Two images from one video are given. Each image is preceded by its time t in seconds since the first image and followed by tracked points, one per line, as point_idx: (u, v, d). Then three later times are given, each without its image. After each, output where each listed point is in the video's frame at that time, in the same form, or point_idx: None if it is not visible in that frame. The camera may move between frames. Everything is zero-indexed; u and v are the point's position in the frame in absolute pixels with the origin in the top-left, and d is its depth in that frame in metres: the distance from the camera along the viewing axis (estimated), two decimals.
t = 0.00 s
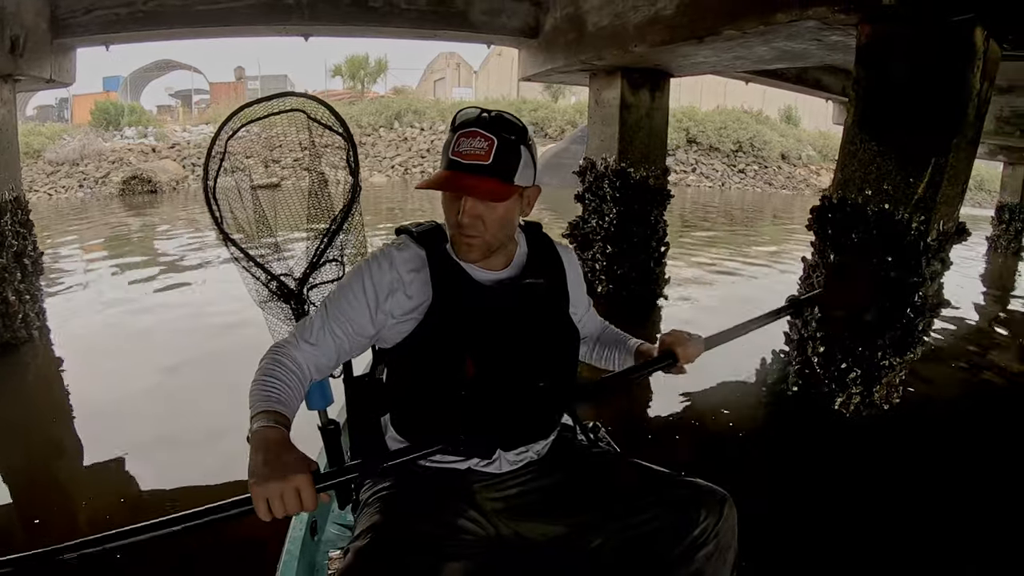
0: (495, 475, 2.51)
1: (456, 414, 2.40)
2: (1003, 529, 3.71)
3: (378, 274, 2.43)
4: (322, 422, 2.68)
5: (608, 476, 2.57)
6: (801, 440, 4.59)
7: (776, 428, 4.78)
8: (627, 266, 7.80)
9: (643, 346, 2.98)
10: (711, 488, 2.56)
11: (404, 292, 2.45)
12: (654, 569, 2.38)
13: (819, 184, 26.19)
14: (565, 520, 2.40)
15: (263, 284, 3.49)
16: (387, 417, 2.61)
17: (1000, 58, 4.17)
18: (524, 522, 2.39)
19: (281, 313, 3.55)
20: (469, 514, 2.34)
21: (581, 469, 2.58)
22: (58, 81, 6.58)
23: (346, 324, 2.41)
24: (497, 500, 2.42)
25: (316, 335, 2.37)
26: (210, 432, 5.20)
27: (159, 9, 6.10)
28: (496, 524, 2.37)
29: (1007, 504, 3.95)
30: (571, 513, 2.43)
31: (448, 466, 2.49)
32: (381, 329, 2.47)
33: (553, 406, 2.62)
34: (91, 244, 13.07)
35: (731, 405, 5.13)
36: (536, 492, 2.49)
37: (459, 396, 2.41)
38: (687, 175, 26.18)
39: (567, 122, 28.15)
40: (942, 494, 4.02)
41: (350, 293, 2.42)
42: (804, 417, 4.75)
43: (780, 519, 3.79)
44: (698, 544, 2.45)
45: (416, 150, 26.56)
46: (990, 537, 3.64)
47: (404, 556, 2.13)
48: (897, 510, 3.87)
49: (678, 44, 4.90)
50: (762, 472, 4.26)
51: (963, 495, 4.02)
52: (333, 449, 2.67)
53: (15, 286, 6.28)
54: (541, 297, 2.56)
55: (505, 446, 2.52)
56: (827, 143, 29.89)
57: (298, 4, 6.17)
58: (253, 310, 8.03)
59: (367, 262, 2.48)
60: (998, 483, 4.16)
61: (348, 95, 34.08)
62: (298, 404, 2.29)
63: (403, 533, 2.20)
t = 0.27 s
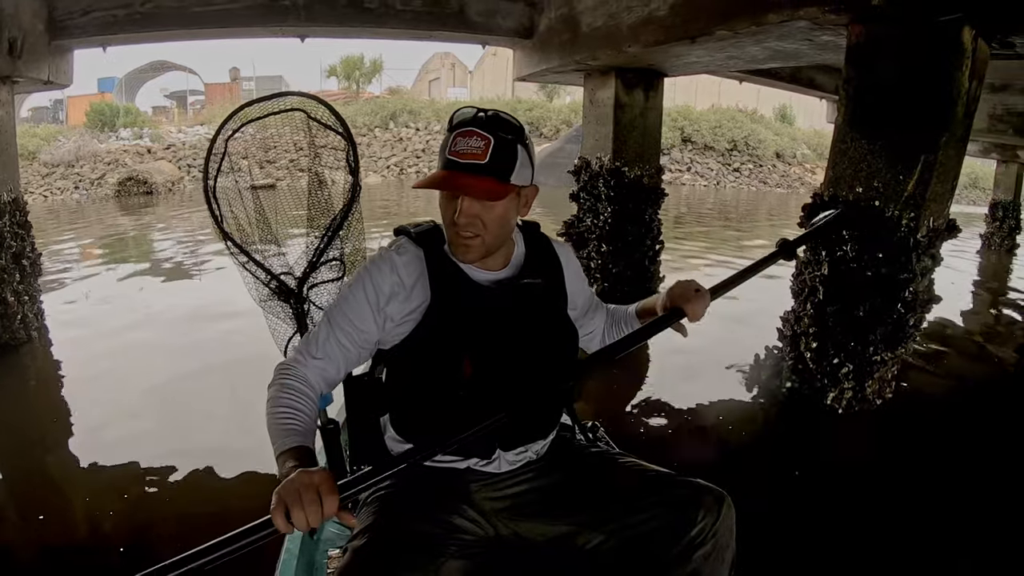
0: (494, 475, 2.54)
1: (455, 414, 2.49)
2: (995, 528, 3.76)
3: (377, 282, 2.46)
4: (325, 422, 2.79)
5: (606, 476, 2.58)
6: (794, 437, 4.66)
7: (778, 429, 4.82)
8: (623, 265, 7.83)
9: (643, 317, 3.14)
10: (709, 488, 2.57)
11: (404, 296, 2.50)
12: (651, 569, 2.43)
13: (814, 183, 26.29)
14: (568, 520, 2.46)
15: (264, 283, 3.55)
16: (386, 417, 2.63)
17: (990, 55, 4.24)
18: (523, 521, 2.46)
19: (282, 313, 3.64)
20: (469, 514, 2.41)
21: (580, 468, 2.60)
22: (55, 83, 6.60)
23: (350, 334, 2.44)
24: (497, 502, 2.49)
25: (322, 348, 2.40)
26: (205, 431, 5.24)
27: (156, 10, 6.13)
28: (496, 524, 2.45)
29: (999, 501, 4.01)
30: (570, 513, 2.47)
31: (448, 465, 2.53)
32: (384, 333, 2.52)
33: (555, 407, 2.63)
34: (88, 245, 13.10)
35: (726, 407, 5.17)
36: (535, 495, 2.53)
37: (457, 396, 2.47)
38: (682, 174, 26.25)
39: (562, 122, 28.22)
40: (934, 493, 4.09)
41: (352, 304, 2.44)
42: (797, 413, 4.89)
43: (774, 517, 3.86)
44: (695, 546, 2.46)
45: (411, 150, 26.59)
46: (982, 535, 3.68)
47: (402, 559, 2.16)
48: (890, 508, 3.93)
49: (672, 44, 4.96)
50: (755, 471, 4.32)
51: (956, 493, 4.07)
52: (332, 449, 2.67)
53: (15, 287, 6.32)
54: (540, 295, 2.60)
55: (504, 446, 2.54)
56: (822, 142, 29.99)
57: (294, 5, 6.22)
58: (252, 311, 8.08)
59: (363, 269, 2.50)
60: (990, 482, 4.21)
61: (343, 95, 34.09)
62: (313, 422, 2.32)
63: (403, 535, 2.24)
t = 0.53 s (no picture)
0: (495, 475, 2.54)
1: (456, 414, 2.46)
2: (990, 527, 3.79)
3: (379, 287, 2.48)
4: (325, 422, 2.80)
5: (606, 477, 2.57)
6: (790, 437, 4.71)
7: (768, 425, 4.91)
8: (619, 263, 7.87)
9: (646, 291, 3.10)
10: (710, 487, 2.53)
11: (406, 298, 2.52)
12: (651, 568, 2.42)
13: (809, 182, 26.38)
14: (569, 520, 2.48)
15: (263, 283, 3.57)
16: (385, 418, 2.62)
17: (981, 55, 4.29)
18: (524, 521, 2.49)
19: (280, 312, 3.66)
20: (468, 514, 2.44)
21: (581, 468, 2.60)
22: (53, 84, 6.62)
23: (355, 339, 2.44)
24: (498, 502, 2.51)
25: (327, 355, 2.40)
26: (203, 432, 5.26)
27: (154, 11, 6.15)
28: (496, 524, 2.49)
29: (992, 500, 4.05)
30: (570, 514, 2.49)
31: (449, 466, 2.54)
32: (388, 337, 2.53)
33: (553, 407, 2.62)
34: (85, 246, 13.11)
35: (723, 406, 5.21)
36: (535, 495, 2.55)
37: (459, 398, 2.45)
38: (677, 174, 26.36)
39: (557, 121, 28.27)
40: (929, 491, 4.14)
41: (356, 309, 2.45)
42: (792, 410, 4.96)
43: (770, 516, 3.91)
44: (696, 545, 2.43)
45: (407, 150, 26.62)
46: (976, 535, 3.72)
47: (404, 554, 2.23)
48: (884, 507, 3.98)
49: (666, 45, 5.00)
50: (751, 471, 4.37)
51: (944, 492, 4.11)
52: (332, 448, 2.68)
53: (14, 288, 6.34)
54: (540, 296, 2.59)
55: (505, 447, 2.54)
56: (816, 141, 30.10)
57: (292, 6, 6.26)
58: (250, 311, 8.09)
59: (363, 274, 2.51)
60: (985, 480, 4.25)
61: (338, 95, 34.09)
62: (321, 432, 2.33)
63: (402, 535, 2.29)
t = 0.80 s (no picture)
0: (493, 475, 2.55)
1: (454, 414, 2.44)
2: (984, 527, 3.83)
3: (375, 292, 2.45)
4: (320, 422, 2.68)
5: (604, 477, 2.54)
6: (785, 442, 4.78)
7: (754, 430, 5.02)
8: (614, 262, 7.92)
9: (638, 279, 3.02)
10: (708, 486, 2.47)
11: (402, 303, 2.49)
12: (651, 568, 2.39)
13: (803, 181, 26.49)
14: (568, 521, 2.46)
15: (263, 284, 3.61)
16: (384, 420, 2.65)
17: (970, 53, 4.25)
18: (524, 522, 2.48)
19: (280, 313, 3.69)
20: (466, 514, 2.45)
21: (580, 467, 2.58)
22: (50, 86, 6.65)
23: (351, 345, 2.43)
24: (497, 503, 2.50)
25: (323, 362, 2.40)
26: (202, 433, 5.28)
27: (151, 13, 6.18)
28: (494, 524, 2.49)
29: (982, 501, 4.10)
30: (569, 514, 2.47)
31: (448, 466, 2.55)
32: (384, 340, 2.51)
33: (548, 406, 2.58)
34: (83, 248, 13.14)
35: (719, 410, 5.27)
36: (532, 496, 2.53)
37: (457, 399, 2.43)
38: (672, 173, 26.48)
39: (553, 121, 28.36)
40: (918, 493, 4.20)
41: (352, 315, 2.44)
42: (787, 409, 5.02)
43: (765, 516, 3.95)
44: (695, 545, 2.38)
45: (403, 151, 26.68)
46: (969, 536, 3.75)
47: (402, 555, 2.24)
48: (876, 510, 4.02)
49: (660, 45, 5.05)
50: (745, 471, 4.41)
51: (937, 497, 4.14)
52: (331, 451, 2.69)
53: (12, 289, 6.37)
54: (538, 296, 2.54)
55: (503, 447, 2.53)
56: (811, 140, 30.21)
57: (288, 8, 6.31)
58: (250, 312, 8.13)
59: (359, 280, 2.49)
60: (977, 482, 4.30)
61: (334, 96, 34.11)
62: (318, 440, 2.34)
63: (400, 536, 2.30)
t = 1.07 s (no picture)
0: (496, 474, 2.57)
1: (456, 414, 2.47)
2: (979, 527, 3.87)
3: (375, 299, 2.50)
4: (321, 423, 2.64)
5: (607, 477, 2.56)
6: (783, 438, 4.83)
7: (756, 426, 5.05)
8: (610, 261, 8.03)
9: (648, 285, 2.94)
10: (710, 486, 2.48)
11: (403, 307, 2.53)
12: (653, 568, 2.40)
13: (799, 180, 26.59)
14: (572, 521, 2.47)
15: (265, 286, 3.65)
16: (389, 421, 2.68)
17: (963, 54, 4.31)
18: (529, 524, 2.48)
19: (281, 315, 3.73)
20: (471, 513, 2.45)
21: (582, 467, 2.61)
22: (49, 86, 6.68)
23: (354, 351, 2.47)
24: (501, 503, 2.52)
25: (327, 371, 2.44)
26: (202, 430, 5.31)
27: (150, 14, 6.22)
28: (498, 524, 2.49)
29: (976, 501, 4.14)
30: (571, 514, 2.48)
31: (452, 467, 2.57)
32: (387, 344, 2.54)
33: (553, 410, 2.63)
34: (80, 248, 13.15)
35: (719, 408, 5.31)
36: (536, 495, 2.55)
37: (459, 399, 2.47)
38: (668, 172, 26.56)
39: (549, 121, 28.41)
40: (915, 493, 4.23)
41: (353, 322, 2.48)
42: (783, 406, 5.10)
43: (763, 515, 3.99)
44: (698, 543, 2.40)
45: (399, 150, 26.70)
46: (961, 536, 3.79)
47: (406, 554, 2.29)
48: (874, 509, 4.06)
49: (656, 46, 5.10)
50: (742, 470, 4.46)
51: (932, 497, 4.19)
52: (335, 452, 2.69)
53: (12, 289, 6.41)
54: (539, 297, 2.60)
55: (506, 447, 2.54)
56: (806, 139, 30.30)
57: (286, 9, 6.35)
58: (248, 312, 8.17)
59: (360, 286, 2.52)
60: (972, 483, 4.35)
61: (330, 96, 34.11)
62: (327, 447, 2.39)
63: (406, 535, 2.34)
